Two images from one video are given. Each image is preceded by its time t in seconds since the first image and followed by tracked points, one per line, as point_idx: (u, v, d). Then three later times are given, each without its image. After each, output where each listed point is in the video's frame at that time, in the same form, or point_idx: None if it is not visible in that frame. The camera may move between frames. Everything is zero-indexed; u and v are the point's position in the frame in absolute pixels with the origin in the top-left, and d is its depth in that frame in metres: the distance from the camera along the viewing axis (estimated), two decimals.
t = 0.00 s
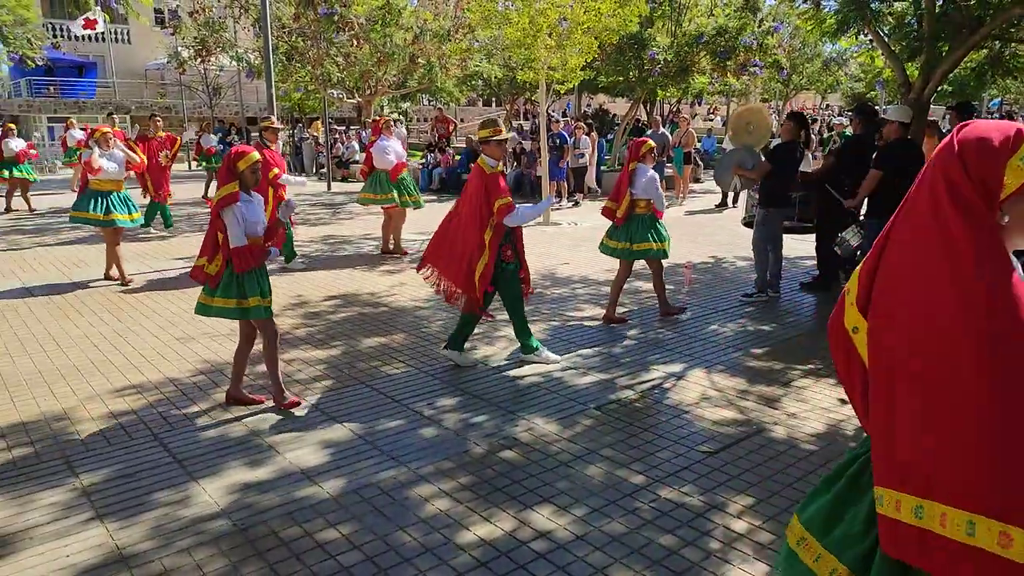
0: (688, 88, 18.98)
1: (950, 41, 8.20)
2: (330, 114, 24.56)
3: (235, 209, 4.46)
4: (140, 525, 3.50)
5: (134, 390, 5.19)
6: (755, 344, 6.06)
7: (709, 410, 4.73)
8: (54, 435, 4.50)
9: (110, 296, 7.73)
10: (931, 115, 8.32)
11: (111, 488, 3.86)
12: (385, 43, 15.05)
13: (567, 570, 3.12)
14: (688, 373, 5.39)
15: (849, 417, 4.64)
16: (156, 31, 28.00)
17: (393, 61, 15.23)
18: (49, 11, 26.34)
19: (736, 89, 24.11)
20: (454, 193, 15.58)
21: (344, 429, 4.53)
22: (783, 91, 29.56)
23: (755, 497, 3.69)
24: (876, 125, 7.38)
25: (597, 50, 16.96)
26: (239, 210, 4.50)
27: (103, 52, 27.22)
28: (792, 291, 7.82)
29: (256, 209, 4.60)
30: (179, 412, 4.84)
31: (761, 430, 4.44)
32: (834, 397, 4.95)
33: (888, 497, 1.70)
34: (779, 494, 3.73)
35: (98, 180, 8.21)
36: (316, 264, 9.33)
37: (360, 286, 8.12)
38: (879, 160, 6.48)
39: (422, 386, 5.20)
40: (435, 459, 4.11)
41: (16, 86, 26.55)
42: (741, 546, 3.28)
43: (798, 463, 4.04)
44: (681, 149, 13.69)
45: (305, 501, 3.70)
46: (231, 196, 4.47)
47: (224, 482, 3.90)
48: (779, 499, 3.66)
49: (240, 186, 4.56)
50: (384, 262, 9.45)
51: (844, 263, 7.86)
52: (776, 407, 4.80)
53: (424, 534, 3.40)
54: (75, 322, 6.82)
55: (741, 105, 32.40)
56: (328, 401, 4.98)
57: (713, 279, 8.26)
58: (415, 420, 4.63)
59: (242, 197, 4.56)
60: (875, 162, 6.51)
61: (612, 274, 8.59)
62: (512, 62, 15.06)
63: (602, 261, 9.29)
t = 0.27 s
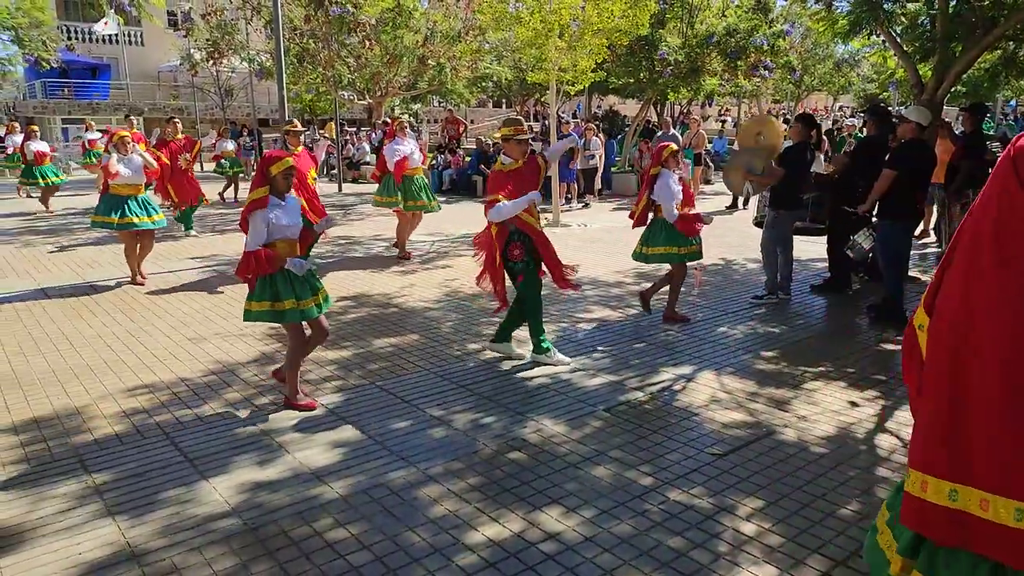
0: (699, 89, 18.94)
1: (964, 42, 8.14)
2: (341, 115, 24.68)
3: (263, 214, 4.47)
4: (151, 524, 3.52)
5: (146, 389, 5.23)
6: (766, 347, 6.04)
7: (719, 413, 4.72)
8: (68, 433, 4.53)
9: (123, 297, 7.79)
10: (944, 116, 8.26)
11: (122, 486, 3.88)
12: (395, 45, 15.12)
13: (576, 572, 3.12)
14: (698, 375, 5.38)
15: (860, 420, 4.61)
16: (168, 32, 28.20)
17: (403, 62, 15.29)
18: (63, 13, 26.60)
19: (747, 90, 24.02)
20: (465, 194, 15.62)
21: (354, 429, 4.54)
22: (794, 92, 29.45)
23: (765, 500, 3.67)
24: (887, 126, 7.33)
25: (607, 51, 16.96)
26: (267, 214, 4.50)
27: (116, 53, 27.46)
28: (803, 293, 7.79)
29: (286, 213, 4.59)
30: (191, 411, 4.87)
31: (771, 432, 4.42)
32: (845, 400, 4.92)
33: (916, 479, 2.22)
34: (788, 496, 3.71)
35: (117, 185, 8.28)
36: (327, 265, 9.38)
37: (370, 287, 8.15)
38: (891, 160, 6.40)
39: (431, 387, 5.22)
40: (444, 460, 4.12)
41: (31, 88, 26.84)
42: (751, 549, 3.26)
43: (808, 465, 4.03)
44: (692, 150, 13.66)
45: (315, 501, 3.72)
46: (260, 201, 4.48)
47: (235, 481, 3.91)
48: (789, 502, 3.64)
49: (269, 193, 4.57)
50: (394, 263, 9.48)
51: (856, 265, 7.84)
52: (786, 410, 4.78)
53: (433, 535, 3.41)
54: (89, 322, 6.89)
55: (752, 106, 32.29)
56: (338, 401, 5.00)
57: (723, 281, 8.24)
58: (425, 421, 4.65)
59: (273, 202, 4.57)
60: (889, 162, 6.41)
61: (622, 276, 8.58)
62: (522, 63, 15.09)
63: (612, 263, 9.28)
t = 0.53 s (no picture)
0: (706, 92, 18.91)
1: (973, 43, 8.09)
2: (348, 118, 24.77)
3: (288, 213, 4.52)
4: (158, 524, 3.52)
5: (154, 390, 5.25)
6: (773, 350, 6.01)
7: (725, 416, 4.70)
8: (76, 433, 4.56)
9: (131, 298, 7.83)
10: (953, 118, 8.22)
11: (129, 487, 3.89)
12: (403, 48, 15.17)
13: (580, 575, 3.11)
14: (705, 378, 5.36)
15: (868, 423, 4.59)
16: (177, 35, 28.37)
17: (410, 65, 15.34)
18: (74, 16, 26.84)
19: (754, 93, 23.98)
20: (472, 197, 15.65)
21: (360, 431, 4.54)
22: (803, 95, 29.36)
23: (771, 504, 3.65)
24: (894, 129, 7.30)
25: (615, 53, 16.95)
26: (289, 216, 4.52)
27: (126, 57, 27.67)
28: (810, 296, 7.77)
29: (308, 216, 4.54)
30: (198, 413, 4.89)
31: (778, 436, 4.40)
32: (853, 404, 4.90)
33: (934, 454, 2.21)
34: (795, 500, 3.69)
35: (129, 186, 8.35)
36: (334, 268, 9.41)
37: (377, 289, 8.16)
38: (901, 161, 6.35)
39: (438, 389, 5.22)
40: (450, 462, 4.12)
41: (42, 91, 27.08)
42: (757, 553, 3.25)
43: (815, 469, 4.01)
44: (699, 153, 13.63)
45: (321, 502, 3.72)
46: (283, 203, 4.52)
47: (241, 482, 3.92)
48: (796, 506, 3.62)
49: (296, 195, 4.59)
50: (401, 265, 9.50)
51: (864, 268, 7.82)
52: (794, 413, 4.76)
53: (438, 537, 3.40)
54: (97, 324, 6.93)
55: (760, 109, 32.22)
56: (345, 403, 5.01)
57: (730, 284, 8.21)
58: (431, 423, 4.65)
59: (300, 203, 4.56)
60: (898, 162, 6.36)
61: (628, 278, 8.58)
62: (529, 66, 15.10)
63: (619, 265, 9.27)
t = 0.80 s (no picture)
0: (713, 95, 18.91)
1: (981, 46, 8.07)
2: (356, 121, 24.87)
3: (302, 213, 4.55)
4: (165, 524, 3.53)
5: (162, 391, 5.27)
6: (780, 353, 6.00)
7: (732, 419, 4.69)
8: (85, 434, 4.58)
9: (140, 300, 7.87)
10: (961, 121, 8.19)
11: (137, 487, 3.90)
12: (410, 51, 15.24)
13: None
14: (711, 381, 5.35)
15: (875, 427, 4.57)
16: (186, 39, 28.56)
17: (417, 68, 15.40)
18: (84, 20, 27.08)
19: (761, 96, 23.96)
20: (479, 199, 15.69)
21: (366, 433, 4.56)
22: (810, 98, 29.33)
23: (778, 507, 3.64)
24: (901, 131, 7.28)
25: (622, 56, 16.96)
26: (300, 216, 4.56)
27: (135, 60, 27.82)
28: (817, 299, 7.75)
29: (324, 218, 4.55)
30: (205, 414, 4.90)
31: (784, 439, 4.39)
32: (860, 407, 4.88)
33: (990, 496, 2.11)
34: (802, 503, 3.69)
35: (137, 190, 8.40)
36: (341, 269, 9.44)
37: (383, 291, 8.18)
38: (908, 165, 6.32)
39: (444, 390, 5.23)
40: (455, 464, 4.13)
41: (52, 94, 27.30)
42: (763, 556, 3.24)
43: (822, 472, 3.99)
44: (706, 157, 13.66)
45: (328, 502, 3.73)
46: (299, 201, 4.53)
47: (248, 483, 3.93)
48: (803, 509, 3.62)
49: (312, 194, 4.59)
50: (408, 268, 9.52)
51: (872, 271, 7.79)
52: (800, 416, 4.74)
53: (444, 538, 3.41)
54: (105, 325, 6.97)
55: (767, 112, 32.20)
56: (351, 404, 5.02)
57: (736, 287, 8.20)
58: (437, 425, 4.66)
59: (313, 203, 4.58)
60: (905, 166, 6.34)
61: (634, 281, 8.57)
62: (535, 69, 15.13)
63: (625, 268, 9.27)
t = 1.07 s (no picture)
0: (719, 101, 18.92)
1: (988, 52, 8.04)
2: (363, 127, 24.97)
3: (306, 220, 4.59)
4: (171, 527, 3.55)
5: (169, 395, 5.29)
6: (787, 359, 5.99)
7: (738, 425, 4.68)
8: (92, 437, 4.60)
9: (147, 305, 7.89)
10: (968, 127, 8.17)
11: (144, 490, 3.92)
12: (417, 58, 15.31)
13: None
14: (717, 387, 5.34)
15: (882, 433, 4.55)
16: (195, 45, 28.76)
17: (424, 75, 15.46)
18: (94, 27, 27.32)
19: (767, 103, 23.94)
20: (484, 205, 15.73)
21: (372, 437, 4.56)
22: (817, 104, 29.31)
23: (785, 513, 3.63)
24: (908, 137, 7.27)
25: (628, 62, 16.99)
26: (305, 223, 4.61)
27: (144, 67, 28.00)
28: (823, 305, 7.74)
29: (320, 224, 4.57)
30: (211, 417, 4.92)
31: (790, 445, 4.38)
32: (866, 413, 4.86)
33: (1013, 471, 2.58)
34: (809, 509, 3.67)
35: (143, 193, 8.47)
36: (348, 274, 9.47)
37: (390, 296, 8.20)
38: (914, 171, 6.32)
39: (449, 395, 5.24)
40: (461, 468, 4.13)
41: (61, 100, 27.53)
42: (770, 562, 3.23)
43: (828, 478, 3.98)
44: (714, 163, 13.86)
45: (334, 506, 3.74)
46: (301, 204, 4.58)
47: (254, 486, 3.94)
48: (809, 515, 3.60)
49: (316, 198, 4.64)
50: (414, 273, 9.54)
51: (879, 277, 7.78)
52: (807, 422, 4.73)
53: (450, 542, 3.41)
54: (113, 329, 7.01)
55: (773, 118, 32.18)
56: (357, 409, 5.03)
57: (742, 293, 8.19)
58: (443, 429, 4.66)
59: (317, 210, 4.62)
60: (911, 172, 6.33)
61: (640, 287, 8.57)
62: (542, 75, 15.18)
63: (631, 274, 9.27)
